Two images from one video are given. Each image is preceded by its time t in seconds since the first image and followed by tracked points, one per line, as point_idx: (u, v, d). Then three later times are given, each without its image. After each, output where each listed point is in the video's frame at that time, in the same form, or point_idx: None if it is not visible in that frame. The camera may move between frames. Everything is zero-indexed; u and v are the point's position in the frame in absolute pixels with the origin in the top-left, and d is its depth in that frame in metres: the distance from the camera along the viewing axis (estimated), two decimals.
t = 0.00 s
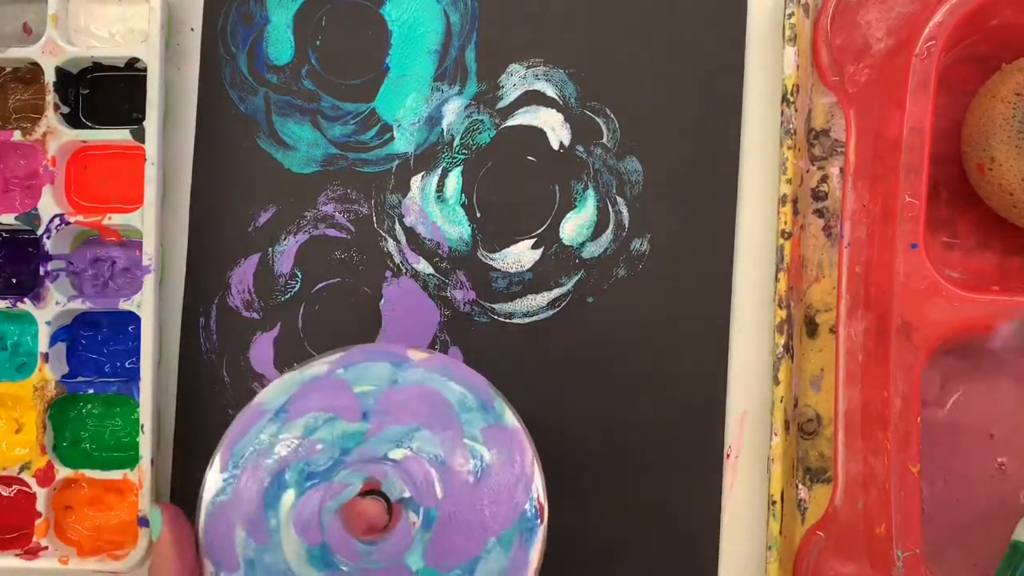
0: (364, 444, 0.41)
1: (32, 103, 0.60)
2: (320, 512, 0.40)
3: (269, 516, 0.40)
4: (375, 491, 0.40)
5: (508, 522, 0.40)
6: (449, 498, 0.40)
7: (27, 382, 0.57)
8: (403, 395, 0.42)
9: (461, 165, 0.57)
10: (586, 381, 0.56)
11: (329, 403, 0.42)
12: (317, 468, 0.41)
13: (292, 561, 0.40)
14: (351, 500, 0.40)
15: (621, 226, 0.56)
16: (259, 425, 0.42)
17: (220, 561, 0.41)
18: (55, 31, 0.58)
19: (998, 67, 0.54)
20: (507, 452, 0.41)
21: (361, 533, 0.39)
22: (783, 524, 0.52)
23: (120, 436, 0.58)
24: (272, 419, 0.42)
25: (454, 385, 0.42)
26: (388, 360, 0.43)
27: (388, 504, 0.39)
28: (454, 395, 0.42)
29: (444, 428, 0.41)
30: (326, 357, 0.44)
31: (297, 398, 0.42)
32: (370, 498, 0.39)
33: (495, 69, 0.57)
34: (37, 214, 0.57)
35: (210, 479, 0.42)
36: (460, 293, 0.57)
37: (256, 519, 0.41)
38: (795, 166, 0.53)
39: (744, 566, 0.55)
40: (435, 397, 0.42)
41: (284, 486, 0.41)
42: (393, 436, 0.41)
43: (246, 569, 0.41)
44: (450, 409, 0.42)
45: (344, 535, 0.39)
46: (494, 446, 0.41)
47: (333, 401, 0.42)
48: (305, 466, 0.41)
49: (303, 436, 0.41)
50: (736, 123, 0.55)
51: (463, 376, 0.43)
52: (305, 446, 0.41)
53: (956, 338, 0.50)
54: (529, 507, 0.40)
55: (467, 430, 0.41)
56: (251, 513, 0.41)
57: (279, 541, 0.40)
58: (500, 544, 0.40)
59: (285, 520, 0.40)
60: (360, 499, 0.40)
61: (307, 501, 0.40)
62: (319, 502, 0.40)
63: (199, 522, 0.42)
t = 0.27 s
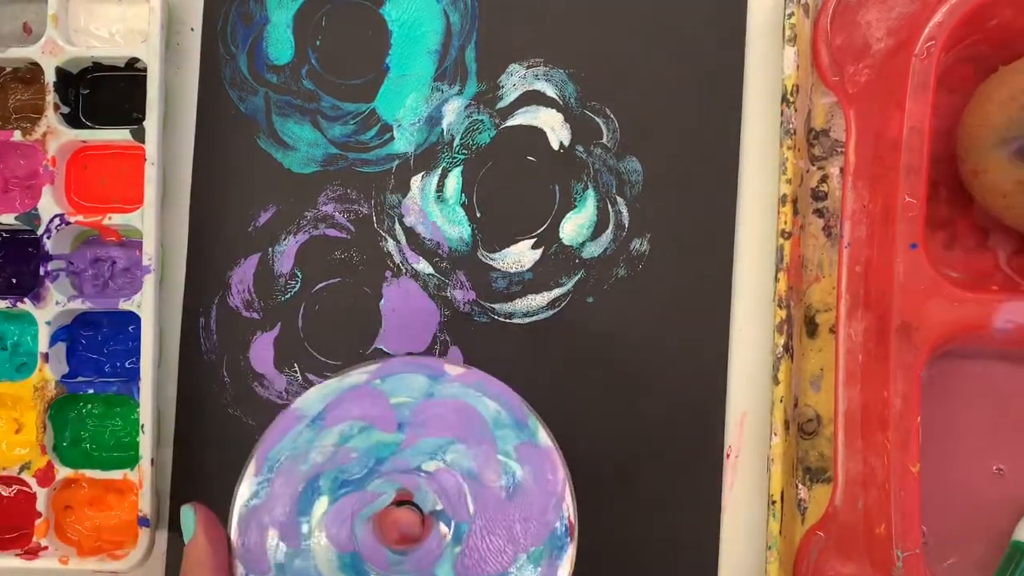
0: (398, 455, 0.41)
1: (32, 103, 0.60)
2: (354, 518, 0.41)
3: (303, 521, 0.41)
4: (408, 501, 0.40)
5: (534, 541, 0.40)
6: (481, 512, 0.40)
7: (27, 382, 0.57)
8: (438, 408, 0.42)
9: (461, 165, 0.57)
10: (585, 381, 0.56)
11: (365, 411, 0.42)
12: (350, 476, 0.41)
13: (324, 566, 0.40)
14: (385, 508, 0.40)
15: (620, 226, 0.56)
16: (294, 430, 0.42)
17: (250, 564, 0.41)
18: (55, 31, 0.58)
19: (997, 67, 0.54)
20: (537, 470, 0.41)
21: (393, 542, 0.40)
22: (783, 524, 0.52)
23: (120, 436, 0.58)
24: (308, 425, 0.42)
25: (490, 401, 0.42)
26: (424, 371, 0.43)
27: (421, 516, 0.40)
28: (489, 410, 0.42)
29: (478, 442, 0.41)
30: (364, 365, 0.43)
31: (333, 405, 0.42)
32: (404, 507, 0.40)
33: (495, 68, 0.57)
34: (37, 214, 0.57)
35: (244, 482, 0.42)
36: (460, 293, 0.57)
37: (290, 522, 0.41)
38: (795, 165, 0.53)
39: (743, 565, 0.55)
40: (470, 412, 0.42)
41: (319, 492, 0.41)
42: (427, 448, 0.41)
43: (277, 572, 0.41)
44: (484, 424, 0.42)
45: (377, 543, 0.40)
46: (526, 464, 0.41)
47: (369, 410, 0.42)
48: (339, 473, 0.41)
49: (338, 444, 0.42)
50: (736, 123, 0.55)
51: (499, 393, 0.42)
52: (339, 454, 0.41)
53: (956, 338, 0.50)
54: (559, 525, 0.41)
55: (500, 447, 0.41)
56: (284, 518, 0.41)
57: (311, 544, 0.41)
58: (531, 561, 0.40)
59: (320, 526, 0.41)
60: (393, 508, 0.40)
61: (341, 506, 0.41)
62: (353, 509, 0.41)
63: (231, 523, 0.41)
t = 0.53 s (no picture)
0: (444, 496, 0.56)
1: (32, 103, 0.60)
2: (399, 557, 0.56)
3: (349, 557, 0.57)
4: (451, 542, 0.56)
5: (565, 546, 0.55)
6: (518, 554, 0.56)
7: (27, 382, 0.57)
8: (485, 454, 0.56)
9: (461, 165, 0.57)
10: (585, 381, 0.56)
11: (414, 452, 0.57)
12: (398, 514, 0.56)
13: None
14: (429, 547, 0.56)
15: (621, 226, 0.56)
16: (349, 464, 0.57)
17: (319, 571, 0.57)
18: (55, 31, 0.58)
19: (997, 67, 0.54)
20: (580, 520, 0.55)
21: None
22: (783, 525, 0.52)
23: (120, 436, 0.58)
24: (358, 462, 0.57)
25: (535, 448, 0.56)
26: (473, 417, 0.56)
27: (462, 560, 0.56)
28: (536, 457, 0.56)
29: (523, 492, 0.56)
30: (417, 410, 0.57)
31: (382, 446, 0.57)
32: (447, 551, 0.56)
33: (495, 68, 0.57)
34: (37, 214, 0.57)
35: (297, 515, 0.57)
36: (460, 293, 0.57)
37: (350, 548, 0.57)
38: (795, 165, 0.53)
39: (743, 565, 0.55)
40: (518, 459, 0.56)
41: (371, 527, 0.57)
42: (472, 492, 0.56)
43: None
44: (530, 472, 0.56)
45: None
46: (568, 511, 0.55)
47: (419, 453, 0.56)
48: (386, 511, 0.56)
49: (388, 483, 0.56)
50: (736, 122, 0.55)
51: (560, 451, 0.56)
52: (390, 492, 0.56)
53: (955, 338, 0.50)
54: None
55: (545, 496, 0.55)
56: (331, 554, 0.57)
57: None
58: None
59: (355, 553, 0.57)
60: (437, 547, 0.56)
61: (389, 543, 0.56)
62: (399, 546, 0.56)
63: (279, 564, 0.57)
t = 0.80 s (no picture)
0: (506, 459, 0.54)
1: (32, 103, 0.60)
2: (459, 516, 0.54)
3: (408, 516, 0.54)
4: (512, 507, 0.54)
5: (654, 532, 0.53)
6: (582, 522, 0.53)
7: (27, 382, 0.57)
8: (548, 418, 0.54)
9: (462, 164, 0.57)
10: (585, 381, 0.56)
11: (476, 415, 0.54)
12: (458, 475, 0.54)
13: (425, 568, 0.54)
14: (490, 510, 0.54)
15: (621, 226, 0.56)
16: (407, 423, 0.55)
17: (351, 551, 0.55)
18: (55, 30, 0.58)
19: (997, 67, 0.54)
20: (647, 495, 0.54)
21: (496, 549, 0.54)
22: (782, 525, 0.52)
23: (120, 436, 0.58)
24: (420, 419, 0.55)
25: (528, 387, 0.55)
26: (536, 381, 0.55)
27: (526, 526, 0.54)
28: (602, 427, 0.54)
29: (587, 459, 0.53)
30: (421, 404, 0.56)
31: (448, 401, 0.55)
32: (510, 516, 0.54)
33: (495, 68, 0.57)
34: (37, 214, 0.57)
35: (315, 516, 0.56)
36: (460, 293, 0.57)
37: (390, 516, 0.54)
38: (795, 165, 0.53)
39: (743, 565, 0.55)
40: (583, 426, 0.54)
41: (444, 497, 0.54)
42: (536, 457, 0.54)
43: (379, 563, 0.54)
44: (594, 439, 0.54)
45: (477, 545, 0.54)
46: (635, 484, 0.54)
47: (555, 423, 0.54)
48: (446, 472, 0.54)
49: (448, 444, 0.54)
50: (736, 122, 0.55)
51: (630, 432, 0.55)
52: (450, 454, 0.54)
53: (956, 337, 0.50)
54: (662, 553, 0.53)
55: (611, 465, 0.53)
56: (388, 510, 0.54)
57: (411, 554, 0.54)
58: None
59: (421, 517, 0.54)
60: (498, 512, 0.54)
61: (450, 508, 0.54)
62: (456, 509, 0.54)
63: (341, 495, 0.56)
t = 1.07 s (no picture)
0: (472, 430, 0.50)
1: (32, 103, 0.60)
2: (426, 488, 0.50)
3: (375, 486, 0.50)
4: (479, 474, 0.50)
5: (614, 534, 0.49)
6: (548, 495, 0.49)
7: (27, 382, 0.57)
8: (514, 389, 0.50)
9: (462, 164, 0.57)
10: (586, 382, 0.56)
11: (441, 386, 0.50)
12: (425, 445, 0.50)
13: (394, 539, 0.50)
14: (459, 480, 0.50)
15: (621, 226, 0.56)
16: (373, 398, 0.50)
17: (323, 524, 0.51)
18: (55, 30, 0.58)
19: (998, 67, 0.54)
20: (609, 462, 0.49)
21: (463, 515, 0.50)
22: (782, 524, 0.52)
23: (121, 436, 0.58)
24: (386, 393, 0.50)
25: (493, 358, 0.51)
26: (501, 352, 0.51)
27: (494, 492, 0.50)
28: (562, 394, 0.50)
29: (550, 427, 0.49)
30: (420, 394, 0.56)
31: (409, 375, 0.50)
32: (477, 483, 0.50)
33: (495, 68, 0.57)
34: (37, 214, 0.57)
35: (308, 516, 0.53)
36: (460, 293, 0.57)
37: (359, 489, 0.50)
38: (795, 165, 0.53)
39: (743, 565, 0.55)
40: (548, 398, 0.50)
41: (412, 462, 0.50)
42: (500, 428, 0.50)
43: (347, 533, 0.50)
44: (556, 409, 0.50)
45: (445, 513, 0.50)
46: (597, 451, 0.49)
47: (445, 386, 0.50)
48: (414, 442, 0.50)
49: (415, 415, 0.50)
50: (736, 123, 0.55)
51: (572, 377, 0.50)
52: (417, 425, 0.50)
53: (956, 337, 0.50)
54: (624, 516, 0.49)
55: (572, 433, 0.49)
56: (357, 481, 0.50)
57: (383, 527, 0.50)
58: (593, 547, 0.49)
59: (391, 481, 0.50)
60: (466, 480, 0.50)
61: (413, 477, 0.50)
62: (422, 480, 0.50)
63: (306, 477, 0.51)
